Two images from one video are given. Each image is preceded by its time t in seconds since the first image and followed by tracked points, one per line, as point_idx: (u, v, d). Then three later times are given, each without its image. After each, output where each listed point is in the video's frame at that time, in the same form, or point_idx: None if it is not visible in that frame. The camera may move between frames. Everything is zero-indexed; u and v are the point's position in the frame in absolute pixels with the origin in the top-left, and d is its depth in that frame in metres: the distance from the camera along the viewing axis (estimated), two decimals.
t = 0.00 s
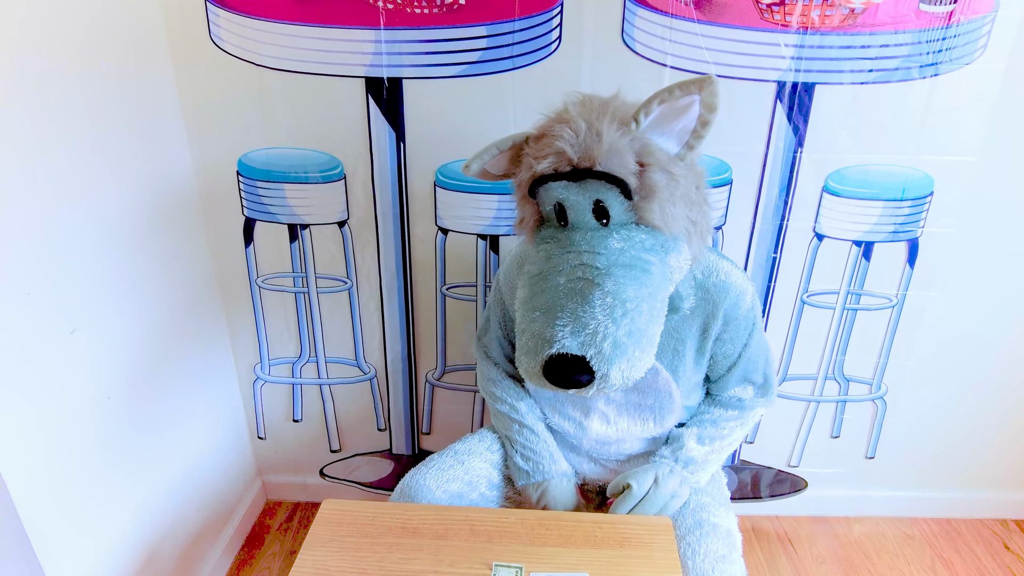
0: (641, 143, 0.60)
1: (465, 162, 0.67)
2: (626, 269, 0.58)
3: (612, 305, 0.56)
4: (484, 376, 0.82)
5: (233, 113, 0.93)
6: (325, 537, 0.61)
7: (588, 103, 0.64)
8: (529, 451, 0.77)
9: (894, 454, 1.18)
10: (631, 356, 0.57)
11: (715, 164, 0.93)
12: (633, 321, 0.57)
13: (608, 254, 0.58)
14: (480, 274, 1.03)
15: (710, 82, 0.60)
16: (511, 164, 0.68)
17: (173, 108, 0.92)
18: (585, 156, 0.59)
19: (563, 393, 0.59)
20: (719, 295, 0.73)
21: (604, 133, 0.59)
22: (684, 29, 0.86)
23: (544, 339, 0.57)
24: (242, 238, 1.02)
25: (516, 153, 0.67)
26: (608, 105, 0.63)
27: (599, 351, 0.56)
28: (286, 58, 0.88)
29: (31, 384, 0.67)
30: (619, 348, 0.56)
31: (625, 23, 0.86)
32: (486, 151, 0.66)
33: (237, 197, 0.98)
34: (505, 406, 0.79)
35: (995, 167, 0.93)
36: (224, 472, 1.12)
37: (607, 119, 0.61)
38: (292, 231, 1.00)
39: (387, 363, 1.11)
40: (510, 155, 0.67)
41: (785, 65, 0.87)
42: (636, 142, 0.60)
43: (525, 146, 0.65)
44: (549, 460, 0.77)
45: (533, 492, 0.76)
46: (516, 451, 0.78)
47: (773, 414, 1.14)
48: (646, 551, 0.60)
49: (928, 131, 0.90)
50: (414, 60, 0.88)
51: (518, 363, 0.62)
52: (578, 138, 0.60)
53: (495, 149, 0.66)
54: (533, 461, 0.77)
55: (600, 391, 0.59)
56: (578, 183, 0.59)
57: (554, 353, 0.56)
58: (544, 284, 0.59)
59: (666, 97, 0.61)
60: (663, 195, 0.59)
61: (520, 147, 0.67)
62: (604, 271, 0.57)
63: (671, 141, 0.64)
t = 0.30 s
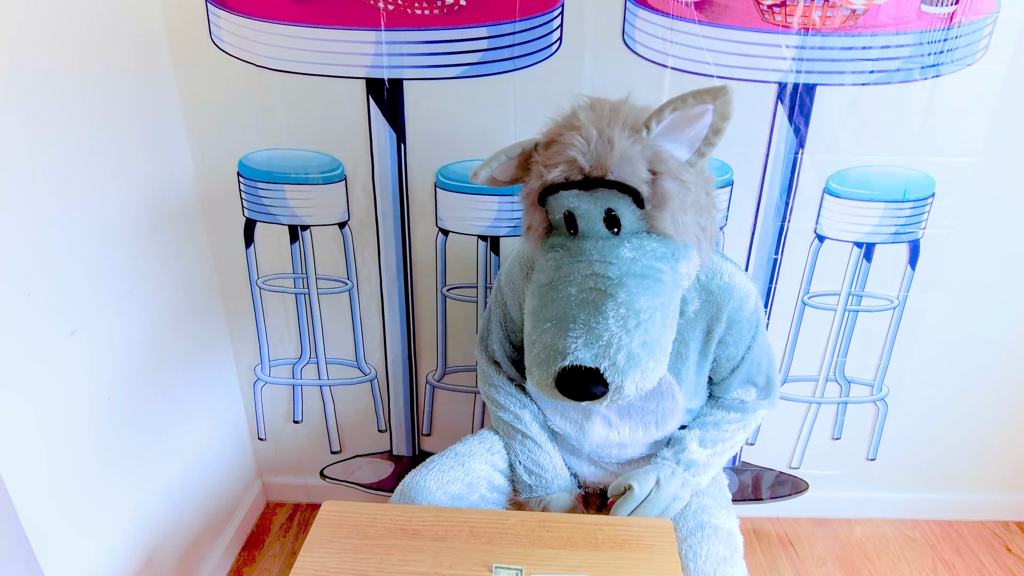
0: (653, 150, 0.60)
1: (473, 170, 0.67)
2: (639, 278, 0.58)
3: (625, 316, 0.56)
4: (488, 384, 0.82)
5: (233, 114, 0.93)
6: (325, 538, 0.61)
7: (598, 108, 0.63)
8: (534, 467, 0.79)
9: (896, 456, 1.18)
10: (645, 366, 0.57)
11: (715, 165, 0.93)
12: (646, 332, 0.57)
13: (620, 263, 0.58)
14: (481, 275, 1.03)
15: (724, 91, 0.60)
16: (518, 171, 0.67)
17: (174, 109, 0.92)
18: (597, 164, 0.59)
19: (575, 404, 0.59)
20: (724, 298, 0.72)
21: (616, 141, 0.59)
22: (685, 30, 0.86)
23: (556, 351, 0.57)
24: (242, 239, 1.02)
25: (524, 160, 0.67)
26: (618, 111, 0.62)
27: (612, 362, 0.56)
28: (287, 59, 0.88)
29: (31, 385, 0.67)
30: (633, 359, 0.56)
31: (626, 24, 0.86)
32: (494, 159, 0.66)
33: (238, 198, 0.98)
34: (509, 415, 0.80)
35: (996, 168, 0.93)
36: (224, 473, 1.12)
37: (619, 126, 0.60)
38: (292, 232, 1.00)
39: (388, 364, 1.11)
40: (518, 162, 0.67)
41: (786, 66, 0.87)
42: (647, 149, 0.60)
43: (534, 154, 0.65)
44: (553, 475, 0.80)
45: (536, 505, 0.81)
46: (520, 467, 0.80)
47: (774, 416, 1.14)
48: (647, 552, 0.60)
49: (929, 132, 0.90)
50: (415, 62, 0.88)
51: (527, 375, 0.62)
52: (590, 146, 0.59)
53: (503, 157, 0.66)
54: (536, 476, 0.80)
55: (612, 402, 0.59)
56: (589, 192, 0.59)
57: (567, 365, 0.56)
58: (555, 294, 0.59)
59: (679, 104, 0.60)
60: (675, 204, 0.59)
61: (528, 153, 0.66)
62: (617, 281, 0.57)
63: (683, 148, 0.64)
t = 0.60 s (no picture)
0: (645, 167, 0.60)
1: (463, 190, 0.65)
2: (633, 296, 0.58)
3: (619, 336, 0.56)
4: (489, 390, 0.82)
5: (234, 116, 0.93)
6: (325, 540, 0.61)
7: (588, 122, 0.62)
8: (535, 472, 0.79)
9: (897, 457, 1.17)
10: (640, 386, 0.57)
11: (716, 167, 0.94)
12: (640, 351, 0.57)
13: (614, 281, 0.58)
14: (481, 277, 1.03)
15: (716, 107, 0.58)
16: (509, 186, 0.66)
17: (175, 110, 0.92)
18: (587, 184, 0.58)
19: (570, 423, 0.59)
20: (721, 305, 0.72)
21: (607, 158, 0.58)
22: (686, 32, 0.86)
23: (550, 371, 0.57)
24: (243, 241, 1.02)
25: (515, 176, 0.66)
26: (609, 126, 0.62)
27: (607, 382, 0.55)
28: (287, 60, 0.88)
29: (31, 386, 0.67)
30: (628, 379, 0.56)
31: (626, 25, 0.86)
32: (484, 177, 0.64)
33: (239, 199, 0.98)
34: (509, 421, 0.80)
35: (997, 170, 0.93)
36: (224, 474, 1.12)
37: (610, 143, 0.60)
38: (293, 234, 1.00)
39: (388, 366, 1.11)
40: (509, 178, 0.66)
41: (787, 68, 0.87)
42: (639, 165, 0.60)
43: (525, 171, 0.64)
44: (554, 479, 0.80)
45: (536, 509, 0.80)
46: (522, 472, 0.80)
47: (775, 417, 1.14)
48: (646, 555, 0.60)
49: (931, 133, 0.90)
50: (416, 63, 0.88)
51: (522, 393, 0.62)
52: (580, 164, 0.59)
53: (493, 175, 0.64)
54: (538, 480, 0.80)
55: (608, 420, 0.59)
56: (581, 211, 0.59)
57: (561, 385, 0.56)
58: (549, 312, 0.59)
59: (669, 122, 0.59)
60: (668, 220, 0.59)
61: (520, 170, 0.65)
62: (610, 300, 0.57)
63: (675, 162, 0.63)
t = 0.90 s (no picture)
0: (636, 156, 0.60)
1: (455, 180, 0.66)
2: (625, 285, 0.58)
3: (610, 323, 0.55)
4: (489, 391, 0.82)
5: (235, 116, 0.93)
6: (326, 540, 0.61)
7: (580, 115, 0.63)
8: (533, 469, 0.79)
9: (898, 459, 1.17)
10: (632, 375, 0.56)
11: (718, 167, 0.93)
12: (631, 339, 0.56)
13: (605, 270, 0.58)
14: (482, 277, 1.03)
15: (705, 94, 0.60)
16: (502, 179, 0.67)
17: (176, 111, 0.92)
18: (578, 172, 0.59)
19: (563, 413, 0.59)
20: (719, 306, 0.72)
21: (597, 147, 0.59)
22: (687, 32, 0.86)
23: (542, 360, 0.57)
24: (244, 241, 1.02)
25: (507, 169, 0.66)
26: (600, 117, 0.62)
27: (598, 371, 0.55)
28: (288, 60, 0.88)
29: (31, 386, 0.67)
30: (619, 367, 0.55)
31: (627, 26, 0.86)
32: (476, 169, 0.65)
33: (240, 200, 0.98)
34: (509, 421, 0.80)
35: (999, 171, 0.93)
36: (225, 474, 1.12)
37: (600, 133, 0.60)
38: (294, 234, 1.00)
39: (389, 366, 1.11)
40: (501, 171, 0.66)
41: (788, 69, 0.87)
42: (630, 155, 0.60)
43: (517, 162, 0.64)
44: (553, 477, 0.79)
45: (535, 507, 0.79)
46: (521, 470, 0.80)
47: (776, 418, 1.13)
48: (647, 555, 0.60)
49: (932, 133, 0.90)
50: (417, 64, 0.88)
51: (516, 385, 0.62)
52: (571, 153, 0.59)
53: (485, 165, 0.65)
54: (537, 478, 0.79)
55: (601, 411, 0.59)
56: (572, 200, 0.59)
57: (552, 374, 0.56)
58: (541, 303, 0.59)
59: (659, 109, 0.60)
60: (660, 210, 0.59)
61: (511, 161, 0.65)
62: (602, 289, 0.57)
63: (667, 152, 0.64)
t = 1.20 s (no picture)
0: (644, 152, 0.61)
1: (464, 173, 0.67)
2: (633, 281, 0.57)
3: (619, 318, 0.55)
4: (487, 383, 0.82)
5: (238, 117, 0.93)
6: (328, 542, 0.61)
7: (589, 111, 0.63)
8: (516, 449, 0.77)
9: (900, 460, 1.17)
10: (639, 370, 0.57)
11: (720, 169, 0.93)
12: (640, 335, 0.56)
13: (613, 266, 0.58)
14: (484, 278, 1.03)
15: (714, 91, 0.60)
16: (509, 174, 0.67)
17: (179, 112, 0.92)
18: (588, 167, 0.59)
19: (569, 409, 0.59)
20: (722, 308, 0.72)
21: (607, 142, 0.59)
22: (689, 34, 0.86)
23: (549, 354, 0.57)
24: (247, 242, 1.02)
25: (515, 163, 0.67)
26: (609, 114, 0.63)
27: (605, 366, 0.55)
28: (291, 62, 0.89)
29: (32, 386, 0.67)
30: (627, 362, 0.56)
31: (630, 28, 0.86)
32: (484, 162, 0.66)
33: (243, 201, 0.98)
34: (501, 406, 0.79)
35: (1001, 173, 0.93)
36: (227, 475, 1.12)
37: (610, 128, 0.61)
38: (296, 235, 1.00)
39: (391, 368, 1.11)
40: (509, 166, 0.67)
41: (790, 70, 0.87)
42: (639, 151, 0.60)
43: (525, 156, 0.65)
44: (537, 458, 0.77)
45: (516, 489, 0.76)
46: (505, 450, 0.78)
47: (778, 419, 1.13)
48: (651, 556, 0.60)
49: (934, 135, 0.90)
50: (420, 65, 0.88)
51: (522, 380, 0.62)
52: (581, 147, 0.59)
53: (494, 159, 0.66)
54: (521, 458, 0.77)
55: (608, 407, 0.59)
56: (581, 194, 0.59)
57: (559, 368, 0.56)
58: (548, 298, 0.59)
59: (669, 105, 0.61)
60: (668, 206, 0.59)
61: (519, 156, 0.66)
62: (610, 284, 0.57)
63: (675, 149, 0.64)
